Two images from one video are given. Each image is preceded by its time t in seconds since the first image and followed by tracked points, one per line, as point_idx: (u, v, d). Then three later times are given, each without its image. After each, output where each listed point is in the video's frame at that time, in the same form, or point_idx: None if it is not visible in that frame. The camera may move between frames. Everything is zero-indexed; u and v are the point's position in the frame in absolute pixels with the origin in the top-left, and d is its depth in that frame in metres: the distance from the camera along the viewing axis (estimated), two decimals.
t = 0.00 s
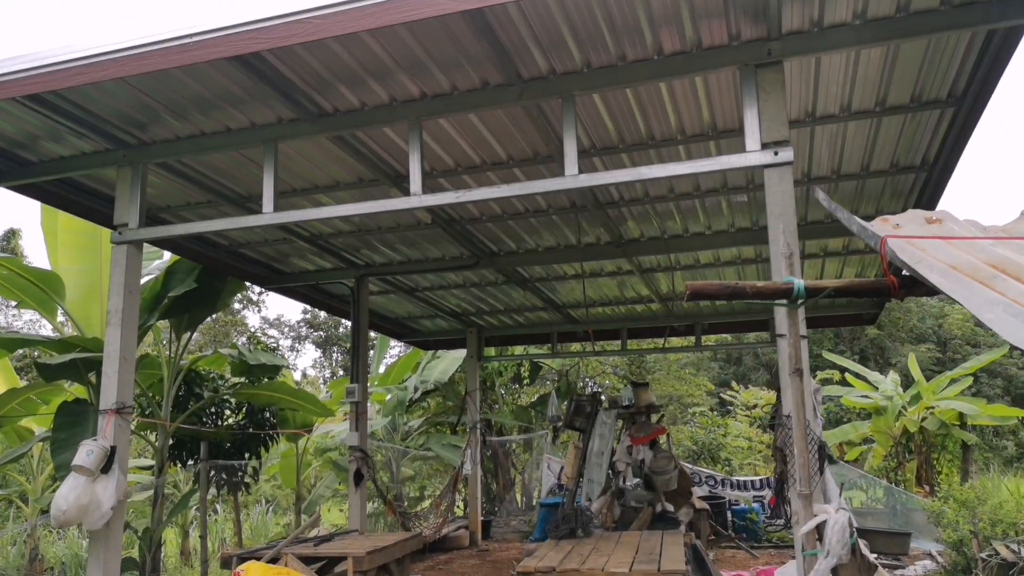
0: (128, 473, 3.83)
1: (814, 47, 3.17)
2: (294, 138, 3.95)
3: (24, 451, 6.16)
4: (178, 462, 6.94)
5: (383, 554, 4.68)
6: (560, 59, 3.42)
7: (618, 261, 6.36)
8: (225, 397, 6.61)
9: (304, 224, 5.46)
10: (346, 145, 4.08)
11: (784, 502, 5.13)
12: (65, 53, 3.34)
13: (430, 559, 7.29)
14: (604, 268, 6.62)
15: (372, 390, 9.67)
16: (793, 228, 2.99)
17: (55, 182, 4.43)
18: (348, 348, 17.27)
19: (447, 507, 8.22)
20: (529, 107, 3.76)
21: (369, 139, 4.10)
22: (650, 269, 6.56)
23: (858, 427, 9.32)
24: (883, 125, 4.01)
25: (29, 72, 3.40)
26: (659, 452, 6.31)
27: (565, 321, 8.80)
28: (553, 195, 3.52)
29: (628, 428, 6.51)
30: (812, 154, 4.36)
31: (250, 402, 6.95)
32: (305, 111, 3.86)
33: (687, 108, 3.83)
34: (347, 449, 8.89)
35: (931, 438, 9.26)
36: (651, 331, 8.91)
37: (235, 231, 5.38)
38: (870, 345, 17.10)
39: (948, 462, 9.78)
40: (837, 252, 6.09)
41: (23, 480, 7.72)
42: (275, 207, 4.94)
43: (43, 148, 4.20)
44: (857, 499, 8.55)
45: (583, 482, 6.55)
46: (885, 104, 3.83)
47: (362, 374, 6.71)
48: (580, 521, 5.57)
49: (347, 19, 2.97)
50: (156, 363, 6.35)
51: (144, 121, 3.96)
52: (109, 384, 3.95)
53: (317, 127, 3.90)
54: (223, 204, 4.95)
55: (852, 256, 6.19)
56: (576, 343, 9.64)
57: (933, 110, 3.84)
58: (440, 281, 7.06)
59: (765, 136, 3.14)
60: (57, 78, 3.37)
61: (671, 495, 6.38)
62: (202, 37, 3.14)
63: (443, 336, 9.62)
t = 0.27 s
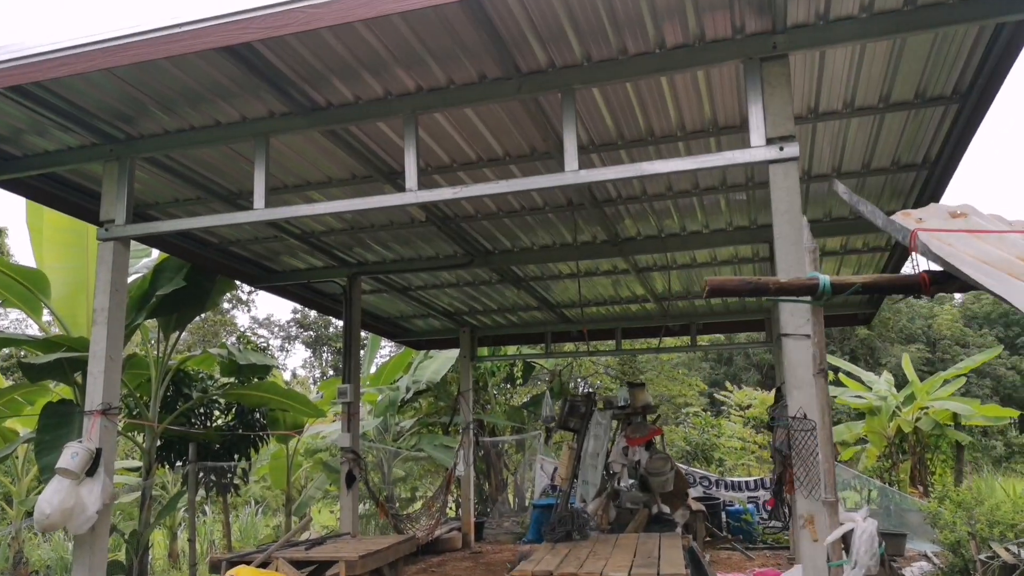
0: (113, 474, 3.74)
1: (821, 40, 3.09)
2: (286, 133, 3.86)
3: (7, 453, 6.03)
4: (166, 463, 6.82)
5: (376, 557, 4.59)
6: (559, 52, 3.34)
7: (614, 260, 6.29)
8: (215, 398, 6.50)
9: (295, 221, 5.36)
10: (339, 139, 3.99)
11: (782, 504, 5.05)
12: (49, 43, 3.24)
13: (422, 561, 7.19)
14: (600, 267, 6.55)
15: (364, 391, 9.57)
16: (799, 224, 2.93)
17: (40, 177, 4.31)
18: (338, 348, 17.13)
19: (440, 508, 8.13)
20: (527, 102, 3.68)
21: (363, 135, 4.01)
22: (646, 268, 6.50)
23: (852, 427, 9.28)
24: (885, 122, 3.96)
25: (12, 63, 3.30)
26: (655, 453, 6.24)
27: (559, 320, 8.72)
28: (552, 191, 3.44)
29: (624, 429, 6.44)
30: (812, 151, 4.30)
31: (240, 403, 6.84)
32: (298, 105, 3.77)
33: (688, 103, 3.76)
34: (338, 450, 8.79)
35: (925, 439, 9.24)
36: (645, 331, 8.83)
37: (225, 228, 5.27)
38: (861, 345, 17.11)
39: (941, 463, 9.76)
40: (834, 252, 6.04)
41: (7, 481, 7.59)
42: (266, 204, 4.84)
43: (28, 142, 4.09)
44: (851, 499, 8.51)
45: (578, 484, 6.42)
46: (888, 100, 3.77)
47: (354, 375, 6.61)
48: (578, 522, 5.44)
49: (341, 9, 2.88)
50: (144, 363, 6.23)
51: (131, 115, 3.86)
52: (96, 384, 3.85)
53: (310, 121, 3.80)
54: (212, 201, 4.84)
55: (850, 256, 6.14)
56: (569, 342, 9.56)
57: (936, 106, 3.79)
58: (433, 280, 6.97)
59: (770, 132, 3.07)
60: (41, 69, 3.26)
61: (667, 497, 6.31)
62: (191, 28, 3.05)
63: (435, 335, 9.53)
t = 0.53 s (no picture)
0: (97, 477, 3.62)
1: (829, 26, 3.00)
2: (277, 124, 3.75)
3: None
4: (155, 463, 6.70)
5: (369, 559, 4.49)
6: (559, 41, 3.25)
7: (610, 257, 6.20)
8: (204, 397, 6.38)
9: (286, 217, 5.25)
10: (331, 131, 3.88)
11: (783, 504, 4.96)
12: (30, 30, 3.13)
13: (416, 562, 7.09)
14: (596, 264, 6.46)
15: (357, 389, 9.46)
16: (806, 216, 2.87)
17: (23, 170, 4.20)
18: (330, 347, 16.99)
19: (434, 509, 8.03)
20: (525, 92, 3.58)
21: (355, 126, 3.90)
22: (643, 264, 6.41)
23: (848, 425, 9.23)
24: (889, 114, 3.88)
25: None
26: (652, 452, 6.17)
27: (554, 318, 8.63)
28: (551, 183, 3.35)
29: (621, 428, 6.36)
30: (814, 144, 4.23)
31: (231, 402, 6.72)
32: (289, 96, 3.66)
33: (690, 94, 3.67)
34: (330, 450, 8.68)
35: (922, 437, 9.19)
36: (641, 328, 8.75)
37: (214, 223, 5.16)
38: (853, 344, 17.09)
39: (937, 461, 9.73)
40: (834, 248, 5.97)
41: None
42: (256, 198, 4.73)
43: (10, 134, 3.97)
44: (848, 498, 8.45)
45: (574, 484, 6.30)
46: (893, 92, 3.70)
47: (346, 373, 6.51)
48: (576, 522, 5.34)
49: None
50: (132, 361, 6.10)
51: (117, 106, 3.75)
52: (81, 383, 3.73)
53: (301, 112, 3.70)
54: (201, 195, 4.73)
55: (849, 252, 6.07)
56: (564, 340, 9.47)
57: (942, 98, 3.72)
58: (427, 277, 6.87)
59: (775, 122, 2.99)
60: (22, 57, 3.15)
61: (665, 496, 6.25)
62: (177, 13, 2.94)
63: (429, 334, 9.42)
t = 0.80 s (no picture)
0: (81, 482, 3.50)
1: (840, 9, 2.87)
2: (267, 115, 3.63)
3: None
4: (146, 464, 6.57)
5: (363, 563, 4.37)
6: (559, 27, 3.14)
7: (608, 252, 6.09)
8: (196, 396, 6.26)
9: (279, 211, 5.13)
10: (324, 122, 3.76)
11: (786, 503, 4.85)
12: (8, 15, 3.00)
13: (412, 564, 6.98)
14: (594, 259, 6.35)
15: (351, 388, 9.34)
16: (816, 208, 2.76)
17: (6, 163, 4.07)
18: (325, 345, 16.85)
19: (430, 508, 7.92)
20: (523, 81, 3.46)
21: (349, 117, 3.78)
22: (642, 260, 6.31)
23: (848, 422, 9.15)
24: (897, 103, 3.78)
25: None
26: (653, 451, 6.07)
27: (551, 315, 8.53)
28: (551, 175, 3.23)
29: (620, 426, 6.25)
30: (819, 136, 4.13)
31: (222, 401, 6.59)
32: (279, 86, 3.54)
33: (694, 82, 3.56)
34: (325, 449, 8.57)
35: (922, 434, 9.11)
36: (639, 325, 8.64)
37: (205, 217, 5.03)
38: (849, 340, 17.03)
39: (937, 458, 9.65)
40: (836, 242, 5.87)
41: None
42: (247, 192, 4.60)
43: None
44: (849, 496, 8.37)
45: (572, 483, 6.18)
46: (901, 80, 3.60)
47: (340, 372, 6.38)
48: (576, 524, 5.24)
49: None
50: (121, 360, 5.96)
51: (102, 96, 3.62)
52: (65, 383, 3.61)
53: (292, 102, 3.58)
54: (190, 189, 4.60)
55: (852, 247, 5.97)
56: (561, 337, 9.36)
57: (952, 87, 3.62)
58: (422, 273, 6.75)
59: (784, 110, 2.88)
60: None
61: (665, 496, 6.15)
62: None
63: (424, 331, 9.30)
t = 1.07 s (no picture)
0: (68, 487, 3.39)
1: None
2: (262, 109, 3.52)
3: None
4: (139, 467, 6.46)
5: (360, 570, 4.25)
6: (563, 17, 3.03)
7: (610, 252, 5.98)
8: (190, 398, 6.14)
9: (274, 209, 5.01)
10: (319, 117, 3.66)
11: (793, 509, 4.73)
12: None
13: (410, 568, 6.85)
14: (596, 259, 6.24)
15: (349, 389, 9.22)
16: (832, 205, 2.66)
17: None
18: (324, 346, 16.73)
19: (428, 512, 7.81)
20: (526, 74, 3.35)
21: (346, 111, 3.67)
22: (644, 260, 6.20)
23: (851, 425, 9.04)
24: (910, 98, 3.68)
25: None
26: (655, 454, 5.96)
27: (551, 316, 8.42)
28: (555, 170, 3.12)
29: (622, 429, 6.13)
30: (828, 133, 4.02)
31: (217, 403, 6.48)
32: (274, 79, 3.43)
33: (702, 75, 3.44)
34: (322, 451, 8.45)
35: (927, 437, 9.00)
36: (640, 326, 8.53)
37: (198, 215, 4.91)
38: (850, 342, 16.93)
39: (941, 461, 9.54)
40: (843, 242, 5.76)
41: None
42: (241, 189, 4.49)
43: None
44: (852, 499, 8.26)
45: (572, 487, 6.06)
46: (915, 74, 3.49)
47: (338, 374, 6.27)
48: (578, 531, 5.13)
49: None
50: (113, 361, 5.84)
51: (91, 89, 3.51)
52: (52, 385, 3.50)
53: (288, 96, 3.47)
54: (183, 186, 4.49)
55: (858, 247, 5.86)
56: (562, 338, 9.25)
57: (967, 82, 3.51)
58: (421, 273, 6.64)
59: (798, 103, 2.77)
60: None
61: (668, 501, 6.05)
62: None
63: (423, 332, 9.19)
